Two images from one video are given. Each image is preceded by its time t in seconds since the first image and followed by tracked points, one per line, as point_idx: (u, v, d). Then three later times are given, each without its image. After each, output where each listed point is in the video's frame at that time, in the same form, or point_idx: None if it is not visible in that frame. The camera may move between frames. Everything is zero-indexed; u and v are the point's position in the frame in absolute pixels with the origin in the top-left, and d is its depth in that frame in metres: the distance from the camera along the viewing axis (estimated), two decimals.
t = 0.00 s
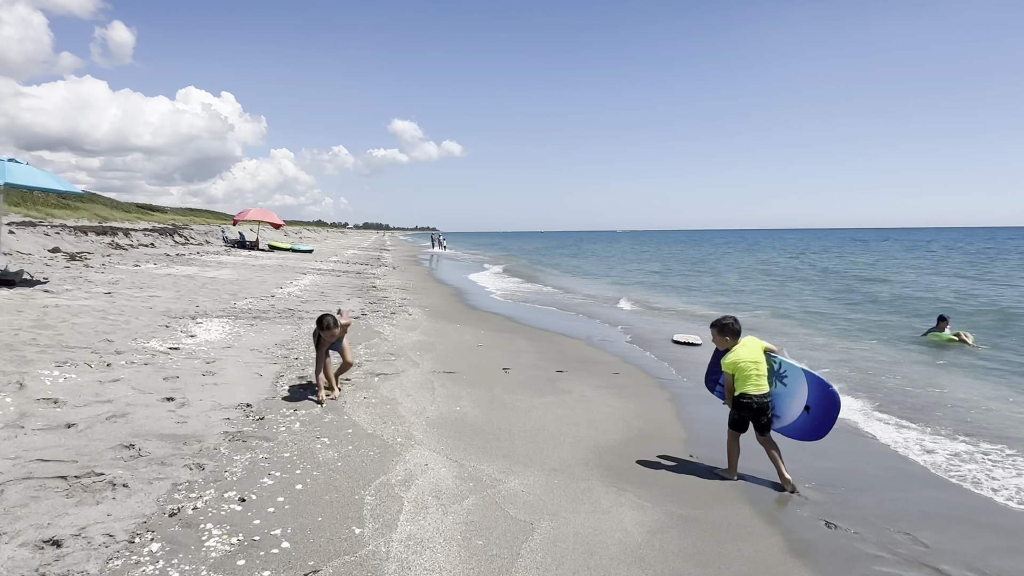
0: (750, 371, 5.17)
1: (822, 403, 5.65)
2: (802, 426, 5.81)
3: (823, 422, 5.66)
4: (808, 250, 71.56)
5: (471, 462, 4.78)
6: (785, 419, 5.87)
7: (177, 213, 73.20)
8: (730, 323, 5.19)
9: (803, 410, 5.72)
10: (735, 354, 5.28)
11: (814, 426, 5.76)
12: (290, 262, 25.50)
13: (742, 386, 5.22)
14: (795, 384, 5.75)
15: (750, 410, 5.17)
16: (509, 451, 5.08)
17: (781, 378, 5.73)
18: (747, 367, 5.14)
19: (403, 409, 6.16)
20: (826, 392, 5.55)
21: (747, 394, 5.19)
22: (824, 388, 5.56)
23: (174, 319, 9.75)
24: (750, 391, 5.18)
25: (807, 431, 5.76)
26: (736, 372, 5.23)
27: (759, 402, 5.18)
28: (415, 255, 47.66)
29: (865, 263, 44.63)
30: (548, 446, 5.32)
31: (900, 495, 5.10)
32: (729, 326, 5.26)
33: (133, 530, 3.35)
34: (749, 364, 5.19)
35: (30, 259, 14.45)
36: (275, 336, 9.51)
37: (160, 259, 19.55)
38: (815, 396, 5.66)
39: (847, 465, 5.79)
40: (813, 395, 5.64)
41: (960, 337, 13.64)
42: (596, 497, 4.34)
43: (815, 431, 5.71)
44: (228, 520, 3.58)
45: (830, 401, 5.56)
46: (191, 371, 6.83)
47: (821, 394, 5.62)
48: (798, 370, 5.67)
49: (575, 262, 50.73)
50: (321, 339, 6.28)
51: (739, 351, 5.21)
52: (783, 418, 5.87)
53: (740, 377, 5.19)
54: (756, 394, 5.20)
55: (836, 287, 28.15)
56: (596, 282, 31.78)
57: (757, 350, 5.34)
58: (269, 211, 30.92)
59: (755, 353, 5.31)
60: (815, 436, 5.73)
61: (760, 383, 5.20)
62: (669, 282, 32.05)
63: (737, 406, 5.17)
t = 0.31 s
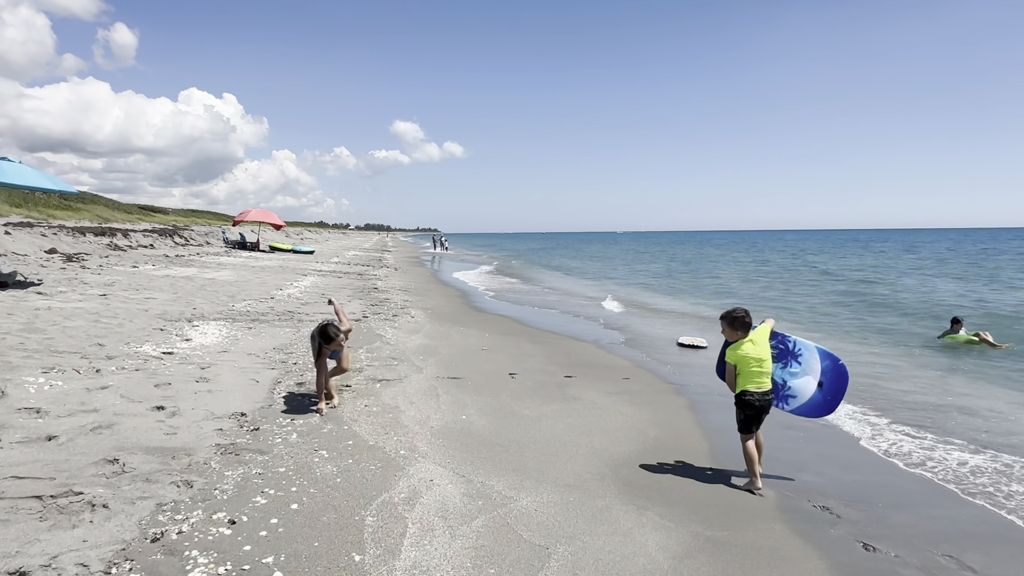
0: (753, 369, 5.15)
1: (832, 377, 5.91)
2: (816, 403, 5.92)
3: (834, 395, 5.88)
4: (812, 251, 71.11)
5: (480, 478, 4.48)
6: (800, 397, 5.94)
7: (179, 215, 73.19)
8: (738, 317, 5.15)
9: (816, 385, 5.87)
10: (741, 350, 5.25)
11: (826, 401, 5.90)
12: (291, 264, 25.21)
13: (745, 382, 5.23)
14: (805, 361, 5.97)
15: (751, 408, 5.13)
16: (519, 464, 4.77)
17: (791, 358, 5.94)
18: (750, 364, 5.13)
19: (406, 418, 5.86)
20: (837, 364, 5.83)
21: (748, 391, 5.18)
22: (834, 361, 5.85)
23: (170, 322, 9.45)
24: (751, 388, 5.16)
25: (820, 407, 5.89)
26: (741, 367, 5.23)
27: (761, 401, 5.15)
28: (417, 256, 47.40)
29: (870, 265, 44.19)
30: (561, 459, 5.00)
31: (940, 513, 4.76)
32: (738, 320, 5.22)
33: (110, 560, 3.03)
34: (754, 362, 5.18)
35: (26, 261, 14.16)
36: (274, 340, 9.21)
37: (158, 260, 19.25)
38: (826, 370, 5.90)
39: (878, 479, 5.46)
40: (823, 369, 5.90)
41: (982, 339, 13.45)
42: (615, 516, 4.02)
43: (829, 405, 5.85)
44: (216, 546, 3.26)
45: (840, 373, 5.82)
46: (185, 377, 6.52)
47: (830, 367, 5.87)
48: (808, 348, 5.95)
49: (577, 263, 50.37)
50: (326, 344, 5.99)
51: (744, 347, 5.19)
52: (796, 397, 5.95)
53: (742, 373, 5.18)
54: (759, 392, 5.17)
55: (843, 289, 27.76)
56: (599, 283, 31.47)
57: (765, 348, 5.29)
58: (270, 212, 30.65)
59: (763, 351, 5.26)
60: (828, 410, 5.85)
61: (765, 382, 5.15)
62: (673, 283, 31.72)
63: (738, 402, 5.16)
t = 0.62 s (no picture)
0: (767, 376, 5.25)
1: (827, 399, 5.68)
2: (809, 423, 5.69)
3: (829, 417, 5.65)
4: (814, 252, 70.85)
5: (483, 500, 4.21)
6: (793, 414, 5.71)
7: (179, 216, 72.99)
8: (751, 326, 5.10)
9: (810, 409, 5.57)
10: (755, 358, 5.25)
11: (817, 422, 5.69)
12: (289, 266, 24.92)
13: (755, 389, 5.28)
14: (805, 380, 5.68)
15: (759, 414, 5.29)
16: (524, 485, 4.50)
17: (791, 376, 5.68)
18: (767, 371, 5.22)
19: (405, 433, 5.59)
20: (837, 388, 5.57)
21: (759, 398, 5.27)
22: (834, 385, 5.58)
23: (162, 329, 9.17)
24: (761, 395, 5.26)
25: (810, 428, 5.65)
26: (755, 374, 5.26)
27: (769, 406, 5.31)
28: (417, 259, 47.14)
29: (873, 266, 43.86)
30: (568, 479, 4.73)
31: (973, 537, 4.47)
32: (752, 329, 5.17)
33: None
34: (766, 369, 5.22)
35: (18, 264, 13.88)
36: (269, 347, 8.93)
37: (155, 263, 18.96)
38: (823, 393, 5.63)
39: (903, 499, 5.18)
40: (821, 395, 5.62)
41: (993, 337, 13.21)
42: (629, 545, 3.74)
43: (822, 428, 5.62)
44: None
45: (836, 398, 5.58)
46: (174, 388, 6.24)
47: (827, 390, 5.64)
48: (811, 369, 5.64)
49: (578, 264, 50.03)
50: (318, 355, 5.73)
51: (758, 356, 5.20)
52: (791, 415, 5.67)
53: (755, 380, 5.24)
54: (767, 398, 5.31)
55: (848, 292, 27.44)
56: (602, 286, 31.16)
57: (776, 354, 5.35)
58: (269, 214, 30.35)
59: (772, 357, 5.36)
60: (821, 433, 5.61)
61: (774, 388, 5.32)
62: (676, 285, 31.40)
63: (749, 408, 5.24)
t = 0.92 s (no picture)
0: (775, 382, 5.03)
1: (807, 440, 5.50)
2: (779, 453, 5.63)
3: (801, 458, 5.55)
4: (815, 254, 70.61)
5: (486, 523, 3.91)
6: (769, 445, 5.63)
7: (180, 218, 72.82)
8: (760, 327, 5.05)
9: (785, 442, 5.38)
10: (763, 361, 5.07)
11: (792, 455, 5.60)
12: (288, 268, 24.64)
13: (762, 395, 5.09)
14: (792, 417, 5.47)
15: (767, 421, 5.09)
16: (530, 506, 4.21)
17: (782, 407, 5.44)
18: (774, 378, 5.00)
19: (404, 446, 5.31)
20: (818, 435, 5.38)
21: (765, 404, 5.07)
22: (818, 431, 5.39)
23: (154, 334, 8.88)
24: (768, 401, 5.05)
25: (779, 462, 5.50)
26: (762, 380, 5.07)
27: (778, 414, 5.08)
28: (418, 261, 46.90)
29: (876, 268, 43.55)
30: (576, 498, 4.44)
31: (1011, 561, 4.18)
32: (761, 330, 5.12)
33: None
34: (775, 374, 5.02)
35: (10, 266, 13.58)
36: (264, 353, 8.64)
37: (152, 265, 18.68)
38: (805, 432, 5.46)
39: (932, 519, 4.90)
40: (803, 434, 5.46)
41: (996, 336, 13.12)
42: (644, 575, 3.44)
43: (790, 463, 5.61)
44: None
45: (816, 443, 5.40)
46: (161, 398, 5.95)
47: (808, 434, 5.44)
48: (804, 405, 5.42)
49: (580, 266, 49.75)
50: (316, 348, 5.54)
51: (767, 358, 5.04)
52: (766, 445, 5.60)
53: (763, 385, 5.03)
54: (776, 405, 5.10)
55: (852, 293, 27.16)
56: (603, 288, 30.90)
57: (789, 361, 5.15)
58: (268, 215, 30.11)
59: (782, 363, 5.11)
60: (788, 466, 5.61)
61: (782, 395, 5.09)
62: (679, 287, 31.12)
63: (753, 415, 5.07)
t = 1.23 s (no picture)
0: (779, 390, 4.88)
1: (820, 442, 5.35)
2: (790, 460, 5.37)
3: (812, 464, 5.35)
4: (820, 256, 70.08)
5: (494, 549, 3.66)
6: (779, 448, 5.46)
7: (182, 221, 72.91)
8: (763, 338, 4.81)
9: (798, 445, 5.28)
10: (764, 371, 4.90)
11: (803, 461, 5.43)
12: (290, 271, 24.42)
13: (767, 404, 4.90)
14: (804, 417, 5.34)
15: (774, 430, 4.92)
16: (540, 529, 3.96)
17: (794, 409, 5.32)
18: (779, 386, 4.86)
19: (406, 461, 5.06)
20: (832, 438, 5.26)
21: (771, 414, 4.89)
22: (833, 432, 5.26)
23: (149, 340, 8.65)
24: (774, 410, 4.88)
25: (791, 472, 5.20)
26: (767, 389, 4.88)
27: (783, 422, 4.94)
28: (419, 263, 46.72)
29: (882, 271, 43.12)
30: (589, 519, 4.19)
31: None
32: (763, 341, 4.88)
33: None
34: (777, 383, 4.88)
35: (6, 270, 13.35)
36: (262, 360, 8.40)
37: (151, 268, 18.44)
38: (820, 432, 5.31)
39: (966, 540, 4.64)
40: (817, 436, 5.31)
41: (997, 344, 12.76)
42: None
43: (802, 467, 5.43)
44: None
45: (833, 444, 5.26)
46: (152, 409, 5.71)
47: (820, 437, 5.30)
48: (818, 404, 5.30)
49: (582, 269, 49.44)
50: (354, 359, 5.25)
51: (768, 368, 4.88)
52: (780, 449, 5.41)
53: (766, 395, 4.87)
54: (780, 413, 4.95)
55: (858, 296, 26.90)
56: (607, 290, 30.68)
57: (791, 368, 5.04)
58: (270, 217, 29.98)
59: (784, 370, 4.98)
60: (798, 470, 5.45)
61: (787, 402, 4.94)
62: (682, 289, 30.87)
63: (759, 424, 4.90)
